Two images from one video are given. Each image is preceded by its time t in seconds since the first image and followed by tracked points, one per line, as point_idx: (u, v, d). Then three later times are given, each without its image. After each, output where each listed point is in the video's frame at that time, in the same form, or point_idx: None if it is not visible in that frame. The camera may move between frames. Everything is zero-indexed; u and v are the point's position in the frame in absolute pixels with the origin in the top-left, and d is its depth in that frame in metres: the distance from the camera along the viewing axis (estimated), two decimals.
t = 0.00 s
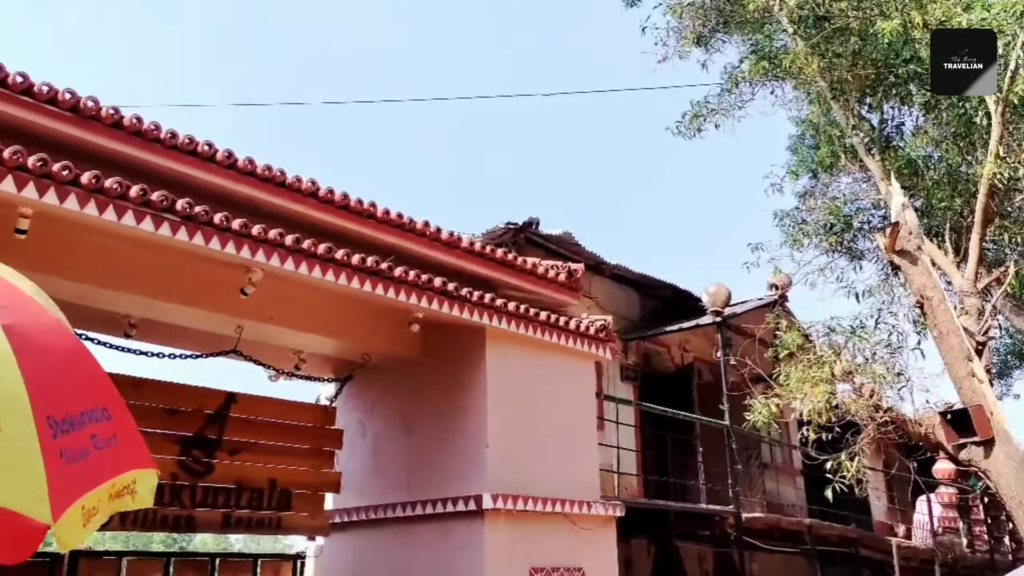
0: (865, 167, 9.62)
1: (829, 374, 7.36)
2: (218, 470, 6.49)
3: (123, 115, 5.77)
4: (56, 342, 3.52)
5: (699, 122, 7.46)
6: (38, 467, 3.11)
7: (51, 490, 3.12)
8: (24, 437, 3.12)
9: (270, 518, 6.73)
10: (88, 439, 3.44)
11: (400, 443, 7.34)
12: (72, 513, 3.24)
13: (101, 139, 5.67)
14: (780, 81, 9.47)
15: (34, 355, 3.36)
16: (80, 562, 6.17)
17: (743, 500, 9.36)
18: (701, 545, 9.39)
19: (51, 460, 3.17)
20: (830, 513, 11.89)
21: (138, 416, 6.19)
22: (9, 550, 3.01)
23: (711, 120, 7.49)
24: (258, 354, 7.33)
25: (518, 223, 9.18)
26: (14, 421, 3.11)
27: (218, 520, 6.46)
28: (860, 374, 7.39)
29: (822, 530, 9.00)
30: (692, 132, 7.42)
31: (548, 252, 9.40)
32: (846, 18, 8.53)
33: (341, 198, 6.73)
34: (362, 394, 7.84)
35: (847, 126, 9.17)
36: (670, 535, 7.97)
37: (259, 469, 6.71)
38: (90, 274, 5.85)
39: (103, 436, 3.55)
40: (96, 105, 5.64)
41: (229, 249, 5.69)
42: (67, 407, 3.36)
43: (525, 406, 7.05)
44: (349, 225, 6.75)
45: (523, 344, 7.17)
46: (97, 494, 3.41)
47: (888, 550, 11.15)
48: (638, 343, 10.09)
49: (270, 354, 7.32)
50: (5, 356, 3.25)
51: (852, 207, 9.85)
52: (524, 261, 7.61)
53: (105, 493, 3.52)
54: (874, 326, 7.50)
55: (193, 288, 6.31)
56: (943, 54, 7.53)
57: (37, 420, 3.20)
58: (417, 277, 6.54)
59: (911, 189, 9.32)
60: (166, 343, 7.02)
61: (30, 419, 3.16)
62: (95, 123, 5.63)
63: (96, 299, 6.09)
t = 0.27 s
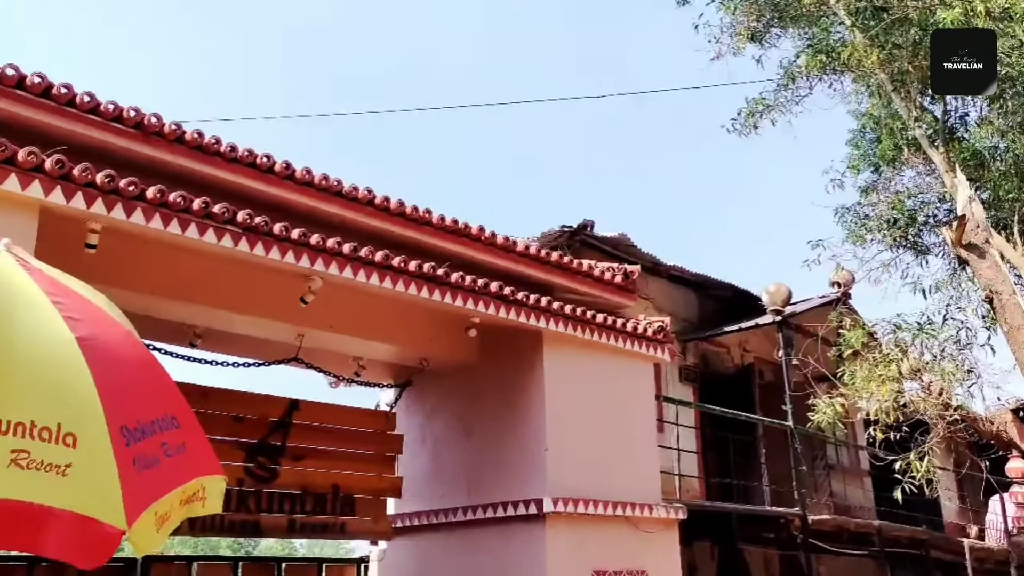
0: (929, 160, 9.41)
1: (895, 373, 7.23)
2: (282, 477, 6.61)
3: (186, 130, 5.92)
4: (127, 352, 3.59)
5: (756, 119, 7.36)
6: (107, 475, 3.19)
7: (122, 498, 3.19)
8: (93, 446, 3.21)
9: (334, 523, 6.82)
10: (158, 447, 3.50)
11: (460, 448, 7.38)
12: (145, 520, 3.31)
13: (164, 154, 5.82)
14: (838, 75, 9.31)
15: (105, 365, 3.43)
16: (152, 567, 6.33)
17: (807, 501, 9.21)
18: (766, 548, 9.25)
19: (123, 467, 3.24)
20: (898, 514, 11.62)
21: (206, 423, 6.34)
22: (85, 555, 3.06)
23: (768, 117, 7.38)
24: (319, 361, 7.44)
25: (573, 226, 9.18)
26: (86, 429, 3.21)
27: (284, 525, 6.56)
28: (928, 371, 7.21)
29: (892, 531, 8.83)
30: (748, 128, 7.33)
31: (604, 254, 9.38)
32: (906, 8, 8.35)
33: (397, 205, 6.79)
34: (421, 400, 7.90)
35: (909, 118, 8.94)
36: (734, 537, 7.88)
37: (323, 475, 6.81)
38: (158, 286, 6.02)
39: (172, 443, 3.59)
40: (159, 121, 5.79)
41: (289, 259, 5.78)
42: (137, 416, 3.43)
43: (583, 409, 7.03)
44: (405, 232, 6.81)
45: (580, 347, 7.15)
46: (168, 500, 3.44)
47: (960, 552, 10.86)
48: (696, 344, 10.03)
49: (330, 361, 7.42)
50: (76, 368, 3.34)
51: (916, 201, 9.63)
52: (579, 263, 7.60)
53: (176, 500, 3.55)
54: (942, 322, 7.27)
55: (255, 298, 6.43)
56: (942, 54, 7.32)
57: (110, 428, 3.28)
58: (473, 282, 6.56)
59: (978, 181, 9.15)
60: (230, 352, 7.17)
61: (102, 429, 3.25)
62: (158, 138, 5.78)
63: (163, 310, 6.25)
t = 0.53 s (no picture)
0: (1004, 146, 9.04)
1: (972, 366, 7.00)
2: (351, 479, 6.71)
3: (251, 140, 6.05)
4: (199, 358, 3.40)
5: (820, 110, 7.21)
6: (185, 477, 2.99)
7: (200, 501, 2.99)
8: (171, 449, 3.01)
9: (402, 524, 6.89)
10: (231, 450, 3.31)
11: (525, 449, 7.39)
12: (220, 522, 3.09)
13: (230, 164, 5.96)
14: (904, 62, 9.05)
15: (180, 368, 3.24)
16: (228, 569, 6.48)
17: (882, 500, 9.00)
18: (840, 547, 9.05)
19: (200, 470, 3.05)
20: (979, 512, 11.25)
21: (276, 428, 6.46)
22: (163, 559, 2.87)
23: (833, 107, 7.23)
24: (385, 365, 7.52)
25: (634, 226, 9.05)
26: (163, 432, 3.01)
27: (353, 526, 6.65)
28: (1007, 365, 6.83)
29: (971, 530, 8.56)
30: (812, 120, 7.19)
31: (665, 251, 9.30)
32: None
33: (458, 208, 6.82)
34: (485, 401, 7.94)
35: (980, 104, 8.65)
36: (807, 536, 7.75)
37: (390, 477, 6.88)
38: (227, 295, 6.16)
39: (243, 446, 3.41)
40: (225, 132, 5.94)
41: (353, 264, 5.85)
42: (211, 418, 3.24)
43: (649, 408, 6.97)
44: (466, 235, 6.84)
45: (644, 346, 7.09)
46: (242, 503, 3.25)
47: None
48: (764, 341, 9.91)
49: (395, 365, 7.50)
50: (152, 374, 3.13)
51: (990, 188, 9.29)
52: (641, 262, 7.55)
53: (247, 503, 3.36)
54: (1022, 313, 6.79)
55: (321, 303, 6.53)
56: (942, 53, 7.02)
57: (186, 431, 3.09)
58: (535, 283, 6.56)
59: None
60: (297, 357, 7.30)
61: (180, 429, 3.07)
62: (225, 149, 5.93)
63: (232, 317, 6.39)
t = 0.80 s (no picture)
0: None
1: None
2: (423, 480, 6.77)
3: (317, 147, 6.14)
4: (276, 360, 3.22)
5: (892, 97, 7.01)
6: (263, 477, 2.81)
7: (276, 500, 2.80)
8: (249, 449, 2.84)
9: (474, 524, 6.92)
10: (305, 450, 3.11)
11: (595, 447, 7.35)
12: (299, 522, 2.90)
13: (298, 170, 6.05)
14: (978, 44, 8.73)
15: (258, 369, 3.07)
16: (305, 568, 6.60)
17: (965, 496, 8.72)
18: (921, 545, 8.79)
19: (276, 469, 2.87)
20: None
21: (349, 429, 6.55)
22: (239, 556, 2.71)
23: (905, 93, 7.02)
24: (453, 365, 7.56)
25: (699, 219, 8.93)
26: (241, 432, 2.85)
27: (426, 526, 6.70)
28: None
29: None
30: (883, 108, 7.00)
31: (734, 246, 9.17)
32: None
33: (523, 207, 6.80)
34: (554, 400, 7.93)
35: None
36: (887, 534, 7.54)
37: (461, 477, 6.92)
38: (298, 300, 6.27)
39: (318, 447, 3.20)
40: (292, 139, 6.03)
41: (420, 266, 5.88)
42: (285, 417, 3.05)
43: (720, 404, 6.86)
44: (532, 234, 6.82)
45: (714, 342, 6.99)
46: (319, 503, 3.05)
47: None
48: (838, 335, 9.69)
49: (463, 365, 7.53)
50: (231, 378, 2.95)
51: None
52: (709, 257, 7.44)
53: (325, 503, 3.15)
54: None
55: (389, 306, 6.59)
56: (941, 54, 6.71)
57: (262, 431, 2.91)
58: (601, 280, 6.51)
59: None
60: (367, 359, 7.39)
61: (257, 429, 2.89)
62: (292, 156, 6.02)
63: (303, 320, 6.49)
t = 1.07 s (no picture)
0: None
1: None
2: (500, 480, 6.80)
3: (389, 152, 6.21)
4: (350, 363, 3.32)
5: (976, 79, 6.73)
6: (343, 479, 2.87)
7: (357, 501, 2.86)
8: (329, 453, 2.90)
9: (551, 524, 6.92)
10: (383, 452, 3.16)
11: (672, 446, 7.28)
12: (379, 522, 2.95)
13: (371, 176, 6.14)
14: None
15: (333, 374, 3.16)
16: (385, 568, 6.70)
17: None
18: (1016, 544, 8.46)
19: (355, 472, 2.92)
20: None
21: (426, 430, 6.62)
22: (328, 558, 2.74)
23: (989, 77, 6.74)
24: (527, 365, 7.58)
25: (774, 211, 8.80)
26: (321, 436, 2.91)
27: (504, 526, 6.70)
28: None
29: None
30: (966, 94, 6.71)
31: (811, 238, 8.99)
32: None
33: (593, 206, 6.76)
34: (630, 399, 7.89)
35: None
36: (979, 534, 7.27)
37: (537, 477, 6.93)
38: (374, 303, 6.35)
39: (396, 449, 3.25)
40: (364, 146, 6.12)
41: (492, 267, 5.90)
42: (361, 422, 3.12)
43: (799, 401, 6.72)
44: (603, 232, 6.78)
45: (792, 337, 6.85)
46: (398, 504, 3.09)
47: None
48: (922, 328, 9.39)
49: (537, 365, 7.54)
50: (311, 381, 3.04)
51: None
52: (785, 251, 7.30)
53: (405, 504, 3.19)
54: None
55: (462, 307, 6.63)
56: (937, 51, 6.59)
57: (341, 435, 2.98)
58: (675, 278, 6.43)
59: None
60: (442, 360, 7.46)
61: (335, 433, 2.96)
62: (364, 162, 6.10)
63: (378, 323, 6.58)
